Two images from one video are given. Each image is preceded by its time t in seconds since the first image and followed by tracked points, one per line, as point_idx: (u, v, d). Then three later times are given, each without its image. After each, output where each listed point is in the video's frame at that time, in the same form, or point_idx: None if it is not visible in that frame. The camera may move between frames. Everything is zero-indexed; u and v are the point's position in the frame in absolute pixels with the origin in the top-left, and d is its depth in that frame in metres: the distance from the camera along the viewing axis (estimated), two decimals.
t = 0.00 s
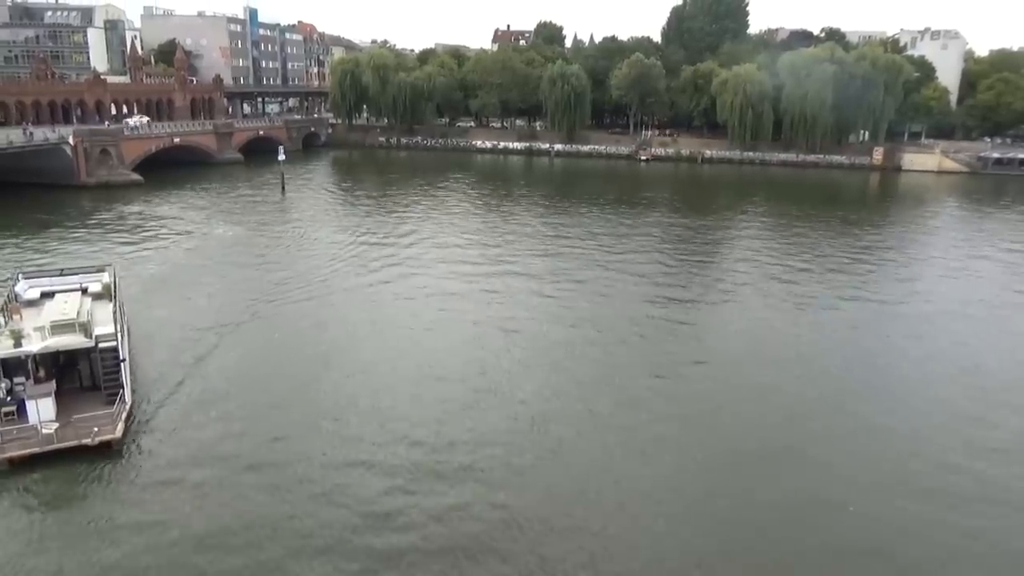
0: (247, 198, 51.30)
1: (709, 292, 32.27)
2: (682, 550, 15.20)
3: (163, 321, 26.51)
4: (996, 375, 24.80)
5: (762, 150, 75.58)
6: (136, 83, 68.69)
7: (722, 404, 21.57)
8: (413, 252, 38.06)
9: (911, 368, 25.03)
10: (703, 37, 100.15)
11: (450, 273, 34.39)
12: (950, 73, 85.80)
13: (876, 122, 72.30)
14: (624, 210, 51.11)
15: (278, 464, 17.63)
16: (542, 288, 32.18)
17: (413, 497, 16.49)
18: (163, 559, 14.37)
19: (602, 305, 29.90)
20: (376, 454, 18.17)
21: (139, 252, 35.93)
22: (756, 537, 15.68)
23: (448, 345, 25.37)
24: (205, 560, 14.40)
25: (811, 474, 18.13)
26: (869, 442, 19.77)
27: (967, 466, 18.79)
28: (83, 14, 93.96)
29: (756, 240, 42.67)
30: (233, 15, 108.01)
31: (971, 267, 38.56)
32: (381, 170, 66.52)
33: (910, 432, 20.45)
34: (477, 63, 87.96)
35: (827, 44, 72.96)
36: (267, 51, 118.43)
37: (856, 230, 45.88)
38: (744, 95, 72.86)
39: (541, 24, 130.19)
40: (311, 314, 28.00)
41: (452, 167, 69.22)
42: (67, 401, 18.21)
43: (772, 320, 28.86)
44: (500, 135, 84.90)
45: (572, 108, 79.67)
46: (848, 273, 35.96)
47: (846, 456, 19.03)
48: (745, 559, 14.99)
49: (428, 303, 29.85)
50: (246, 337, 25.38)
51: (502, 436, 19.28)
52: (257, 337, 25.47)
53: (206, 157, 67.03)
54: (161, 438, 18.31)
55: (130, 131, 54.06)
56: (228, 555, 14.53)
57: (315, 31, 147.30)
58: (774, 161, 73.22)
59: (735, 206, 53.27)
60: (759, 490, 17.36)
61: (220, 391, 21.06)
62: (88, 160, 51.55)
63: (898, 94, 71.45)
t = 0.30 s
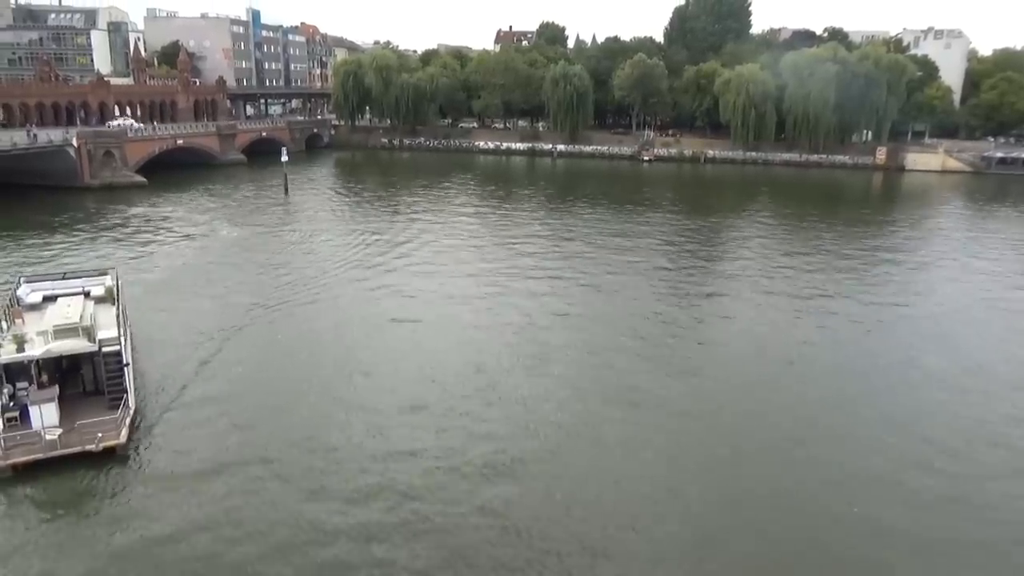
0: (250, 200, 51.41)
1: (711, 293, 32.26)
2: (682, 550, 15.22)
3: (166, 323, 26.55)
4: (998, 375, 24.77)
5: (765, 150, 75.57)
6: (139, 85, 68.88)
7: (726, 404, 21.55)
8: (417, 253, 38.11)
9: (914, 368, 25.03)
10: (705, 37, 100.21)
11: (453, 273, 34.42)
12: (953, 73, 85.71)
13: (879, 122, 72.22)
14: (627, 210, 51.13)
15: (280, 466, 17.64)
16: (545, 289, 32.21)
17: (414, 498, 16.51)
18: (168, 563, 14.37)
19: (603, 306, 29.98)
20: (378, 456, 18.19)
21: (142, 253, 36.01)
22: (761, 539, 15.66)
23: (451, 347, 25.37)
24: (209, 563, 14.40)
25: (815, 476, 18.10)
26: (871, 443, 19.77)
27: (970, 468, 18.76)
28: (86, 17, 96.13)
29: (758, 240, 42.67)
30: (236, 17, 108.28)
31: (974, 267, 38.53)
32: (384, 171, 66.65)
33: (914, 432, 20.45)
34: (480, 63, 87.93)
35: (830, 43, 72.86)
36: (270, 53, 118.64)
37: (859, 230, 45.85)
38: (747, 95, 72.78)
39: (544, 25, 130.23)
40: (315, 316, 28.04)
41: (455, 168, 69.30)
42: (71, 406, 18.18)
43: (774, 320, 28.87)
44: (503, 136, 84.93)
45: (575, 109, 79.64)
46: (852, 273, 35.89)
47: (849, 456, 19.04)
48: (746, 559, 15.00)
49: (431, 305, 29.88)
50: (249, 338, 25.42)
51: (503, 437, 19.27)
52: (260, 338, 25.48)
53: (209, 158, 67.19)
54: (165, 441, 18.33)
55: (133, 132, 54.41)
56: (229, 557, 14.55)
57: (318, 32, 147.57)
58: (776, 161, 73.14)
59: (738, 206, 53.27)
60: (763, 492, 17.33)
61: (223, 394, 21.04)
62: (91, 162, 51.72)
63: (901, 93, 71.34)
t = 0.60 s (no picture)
0: (249, 201, 51.41)
1: (711, 294, 32.31)
2: (681, 550, 15.24)
3: (165, 325, 26.50)
4: (997, 375, 24.80)
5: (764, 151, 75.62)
6: (138, 87, 68.86)
7: (727, 405, 21.56)
8: (417, 254, 38.10)
9: (913, 368, 25.07)
10: (705, 38, 100.35)
11: (453, 275, 34.43)
12: (952, 74, 85.77)
13: (878, 123, 72.27)
14: (627, 211, 51.17)
15: (277, 469, 17.61)
16: (545, 290, 32.19)
17: (414, 500, 16.51)
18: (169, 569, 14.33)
19: (603, 307, 29.99)
20: (375, 458, 18.17)
21: (142, 255, 35.97)
22: (761, 540, 15.66)
23: (452, 349, 25.35)
24: (209, 567, 14.37)
25: (816, 477, 18.08)
26: (871, 443, 19.79)
27: (971, 468, 18.77)
28: (85, 18, 96.83)
29: (757, 241, 42.71)
30: (235, 19, 108.36)
31: (974, 268, 38.58)
32: (384, 172, 66.66)
33: (913, 432, 20.47)
34: (479, 64, 87.89)
35: (829, 44, 72.92)
36: (269, 54, 118.64)
37: (858, 231, 45.89)
38: (746, 96, 72.80)
39: (543, 26, 130.36)
40: (315, 318, 28.00)
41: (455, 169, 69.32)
42: (71, 412, 18.10)
43: (774, 321, 28.89)
44: (502, 137, 84.95)
45: (574, 110, 79.65)
46: (851, 274, 35.93)
47: (849, 457, 19.05)
48: (743, 559, 15.04)
49: (431, 306, 29.87)
50: (249, 341, 25.38)
51: (502, 439, 19.26)
52: (260, 341, 25.43)
53: (209, 160, 67.20)
54: (166, 445, 18.28)
55: (132, 134, 54.48)
56: (226, 562, 14.53)
57: (317, 34, 147.73)
58: (775, 161, 73.17)
59: (737, 207, 53.30)
60: (763, 493, 17.34)
61: (223, 397, 21.00)
62: (91, 164, 51.69)
63: (900, 94, 71.40)
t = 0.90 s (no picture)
0: (250, 203, 51.42)
1: (711, 295, 32.36)
2: (680, 553, 15.21)
3: (165, 328, 26.49)
4: (996, 376, 24.85)
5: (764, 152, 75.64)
6: (138, 89, 68.88)
7: (727, 406, 21.59)
8: (417, 256, 38.12)
9: (912, 369, 25.10)
10: (705, 39, 100.43)
11: (454, 276, 34.45)
12: (952, 75, 85.80)
13: (878, 124, 72.30)
14: (627, 212, 51.20)
15: (276, 473, 17.56)
16: (546, 292, 32.21)
17: (416, 502, 16.51)
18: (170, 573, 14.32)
19: (603, 308, 30.01)
20: (374, 461, 18.13)
21: (143, 258, 35.96)
22: (761, 541, 15.68)
23: (452, 351, 25.36)
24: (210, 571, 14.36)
25: (817, 479, 18.09)
26: (871, 444, 19.80)
27: (971, 469, 18.80)
28: (85, 20, 97.80)
29: (757, 242, 42.74)
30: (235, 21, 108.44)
31: (973, 269, 38.64)
32: (384, 174, 66.68)
33: (913, 433, 20.51)
34: (479, 66, 87.88)
35: (829, 46, 72.93)
36: (269, 57, 118.71)
37: (858, 232, 45.90)
38: (746, 97, 72.81)
39: (543, 28, 130.43)
40: (315, 320, 28.00)
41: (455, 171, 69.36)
42: (70, 418, 18.08)
43: (773, 322, 28.92)
44: (502, 139, 84.98)
45: (574, 112, 79.67)
46: (851, 275, 35.99)
47: (849, 459, 19.05)
48: (743, 562, 15.01)
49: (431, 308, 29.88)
50: (249, 343, 25.36)
51: (503, 441, 19.26)
52: (261, 344, 25.41)
53: (209, 161, 67.24)
54: (168, 450, 18.27)
55: (132, 136, 54.53)
56: (228, 566, 14.52)
57: (317, 36, 147.83)
58: (775, 163, 73.19)
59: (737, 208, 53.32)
60: (763, 494, 17.34)
61: (224, 400, 21.01)
62: (91, 166, 51.70)
63: (900, 95, 71.42)
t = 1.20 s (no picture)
0: (250, 206, 51.44)
1: (711, 295, 32.42)
2: (682, 555, 15.20)
3: (166, 331, 26.46)
4: (995, 376, 24.90)
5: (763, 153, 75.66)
6: (138, 93, 68.91)
7: (727, 407, 21.59)
8: (418, 258, 38.12)
9: (913, 370, 25.12)
10: (704, 40, 100.48)
11: (454, 278, 34.45)
12: (951, 75, 85.84)
13: (878, 125, 72.33)
14: (627, 214, 51.21)
15: (278, 477, 17.53)
16: (546, 293, 32.22)
17: (418, 505, 16.50)
18: None
19: (605, 310, 29.99)
20: (374, 465, 18.08)
21: (143, 260, 35.93)
22: (763, 543, 15.67)
23: (454, 353, 25.33)
24: None
25: (818, 480, 18.07)
26: (872, 445, 19.80)
27: (971, 470, 18.80)
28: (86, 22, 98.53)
29: (757, 243, 42.75)
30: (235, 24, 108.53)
31: (972, 269, 38.71)
32: (384, 176, 66.69)
33: (914, 434, 20.51)
34: (478, 68, 87.93)
35: (828, 47, 72.95)
36: (268, 59, 118.77)
37: (857, 233, 45.91)
38: (745, 98, 72.82)
39: (543, 30, 130.56)
40: (315, 323, 27.98)
41: (455, 173, 69.36)
42: (71, 425, 18.01)
43: (774, 323, 28.94)
44: (502, 140, 84.98)
45: (574, 114, 79.71)
46: (850, 275, 36.02)
47: (850, 460, 19.05)
48: (744, 564, 15.00)
49: (432, 310, 29.86)
50: (249, 347, 25.33)
51: (505, 444, 19.23)
52: (261, 347, 25.35)
53: (208, 164, 67.26)
54: (168, 455, 18.21)
55: (132, 139, 54.53)
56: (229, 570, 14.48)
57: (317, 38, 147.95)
58: (775, 163, 73.23)
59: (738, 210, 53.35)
60: (764, 495, 17.33)
61: (224, 403, 20.96)
62: (90, 169, 51.71)
63: (899, 96, 71.44)
